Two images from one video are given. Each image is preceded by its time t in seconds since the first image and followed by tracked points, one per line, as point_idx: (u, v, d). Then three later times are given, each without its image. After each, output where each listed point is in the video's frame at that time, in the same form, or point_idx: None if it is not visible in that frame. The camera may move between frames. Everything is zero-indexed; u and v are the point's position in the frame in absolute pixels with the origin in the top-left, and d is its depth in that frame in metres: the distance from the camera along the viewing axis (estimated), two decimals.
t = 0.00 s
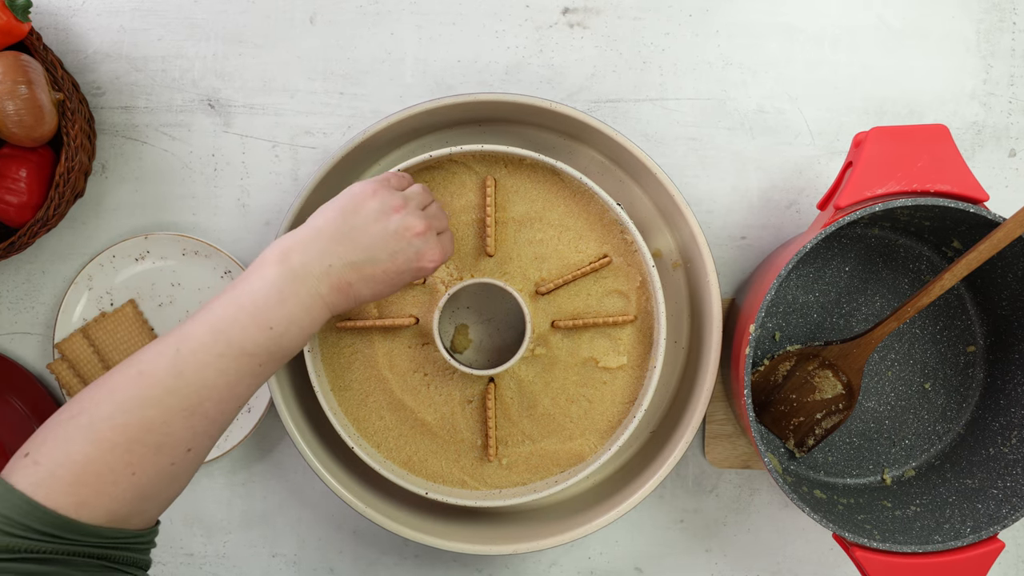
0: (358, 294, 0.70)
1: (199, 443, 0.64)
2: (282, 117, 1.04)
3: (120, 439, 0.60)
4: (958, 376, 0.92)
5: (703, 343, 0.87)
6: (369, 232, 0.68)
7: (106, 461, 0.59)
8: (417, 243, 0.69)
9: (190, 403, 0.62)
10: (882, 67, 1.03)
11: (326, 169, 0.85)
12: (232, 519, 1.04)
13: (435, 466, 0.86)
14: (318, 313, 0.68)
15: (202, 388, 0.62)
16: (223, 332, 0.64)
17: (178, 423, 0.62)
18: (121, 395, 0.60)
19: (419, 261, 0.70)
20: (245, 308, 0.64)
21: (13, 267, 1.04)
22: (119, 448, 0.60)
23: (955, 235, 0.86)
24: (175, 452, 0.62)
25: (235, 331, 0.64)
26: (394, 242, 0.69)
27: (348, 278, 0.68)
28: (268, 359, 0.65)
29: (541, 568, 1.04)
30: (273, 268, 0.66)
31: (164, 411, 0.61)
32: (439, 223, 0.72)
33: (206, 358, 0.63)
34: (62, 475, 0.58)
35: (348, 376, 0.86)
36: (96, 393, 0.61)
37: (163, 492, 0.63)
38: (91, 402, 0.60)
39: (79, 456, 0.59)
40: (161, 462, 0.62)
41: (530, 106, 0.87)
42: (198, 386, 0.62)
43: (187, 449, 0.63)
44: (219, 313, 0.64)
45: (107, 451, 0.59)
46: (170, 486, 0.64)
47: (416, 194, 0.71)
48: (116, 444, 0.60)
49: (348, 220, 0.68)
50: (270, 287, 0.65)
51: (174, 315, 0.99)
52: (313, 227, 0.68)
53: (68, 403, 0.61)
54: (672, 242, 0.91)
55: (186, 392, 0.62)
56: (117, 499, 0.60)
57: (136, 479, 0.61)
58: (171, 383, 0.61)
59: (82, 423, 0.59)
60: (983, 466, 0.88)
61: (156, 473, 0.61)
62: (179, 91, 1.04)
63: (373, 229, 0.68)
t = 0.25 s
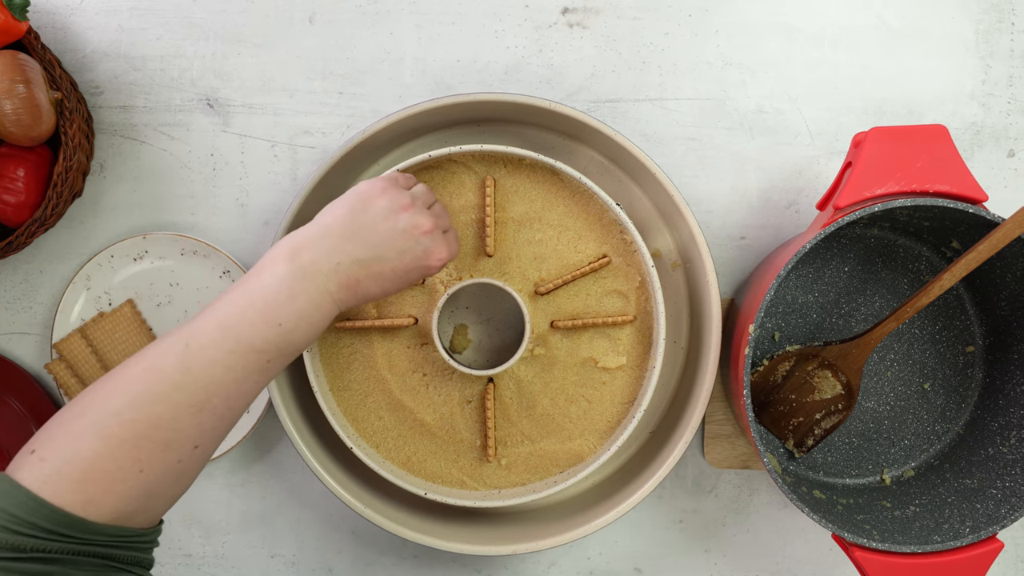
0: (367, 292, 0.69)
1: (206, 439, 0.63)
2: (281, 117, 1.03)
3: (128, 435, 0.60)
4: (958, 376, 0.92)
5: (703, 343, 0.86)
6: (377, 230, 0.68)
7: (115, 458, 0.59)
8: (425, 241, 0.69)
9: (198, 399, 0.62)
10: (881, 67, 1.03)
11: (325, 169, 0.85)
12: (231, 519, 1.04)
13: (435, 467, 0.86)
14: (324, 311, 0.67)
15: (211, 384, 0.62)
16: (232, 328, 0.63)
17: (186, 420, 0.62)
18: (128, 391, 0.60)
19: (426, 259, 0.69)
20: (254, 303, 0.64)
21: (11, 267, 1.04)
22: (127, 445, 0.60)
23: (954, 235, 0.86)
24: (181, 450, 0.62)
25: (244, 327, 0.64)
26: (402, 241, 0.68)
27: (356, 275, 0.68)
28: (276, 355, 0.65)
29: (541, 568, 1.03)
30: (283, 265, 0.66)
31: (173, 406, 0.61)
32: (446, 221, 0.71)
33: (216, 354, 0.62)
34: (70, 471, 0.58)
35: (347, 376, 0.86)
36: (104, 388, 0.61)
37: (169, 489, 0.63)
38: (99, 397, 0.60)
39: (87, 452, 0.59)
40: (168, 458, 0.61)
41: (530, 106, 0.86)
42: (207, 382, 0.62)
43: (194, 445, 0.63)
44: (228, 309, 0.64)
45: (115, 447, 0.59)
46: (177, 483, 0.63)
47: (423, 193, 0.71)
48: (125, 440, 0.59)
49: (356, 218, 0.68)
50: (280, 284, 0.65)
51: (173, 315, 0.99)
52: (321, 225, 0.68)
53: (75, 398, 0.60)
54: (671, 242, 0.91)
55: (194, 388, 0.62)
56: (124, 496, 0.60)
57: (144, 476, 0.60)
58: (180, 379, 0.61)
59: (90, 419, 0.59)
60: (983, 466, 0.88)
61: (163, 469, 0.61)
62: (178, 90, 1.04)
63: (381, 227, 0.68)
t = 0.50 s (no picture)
0: (361, 292, 0.69)
1: (204, 441, 0.63)
2: (281, 117, 1.03)
3: (125, 437, 0.59)
4: (958, 377, 0.92)
5: (703, 343, 0.86)
6: (371, 230, 0.68)
7: (113, 460, 0.59)
8: (419, 240, 0.69)
9: (194, 401, 0.62)
10: (882, 68, 1.03)
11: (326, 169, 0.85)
12: (231, 520, 1.04)
13: (435, 467, 0.86)
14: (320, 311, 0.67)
15: (208, 386, 0.62)
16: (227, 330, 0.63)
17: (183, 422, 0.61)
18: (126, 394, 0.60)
19: (420, 259, 0.69)
20: (249, 305, 0.64)
21: (12, 268, 1.04)
22: (125, 447, 0.59)
23: (955, 235, 0.86)
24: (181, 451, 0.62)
25: (240, 328, 0.63)
26: (396, 240, 0.68)
27: (351, 275, 0.68)
28: (272, 357, 0.65)
29: (541, 569, 1.04)
30: (277, 266, 0.65)
31: (170, 408, 0.61)
32: (439, 221, 0.71)
33: (212, 356, 0.62)
34: (68, 473, 0.58)
35: (348, 377, 0.86)
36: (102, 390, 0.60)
37: (168, 491, 0.63)
38: (97, 399, 0.60)
39: (86, 454, 0.58)
40: (166, 460, 0.61)
41: (530, 106, 0.86)
42: (203, 384, 0.62)
43: (191, 447, 0.62)
44: (224, 311, 0.63)
45: (113, 449, 0.59)
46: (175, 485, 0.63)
47: (416, 193, 0.71)
48: (122, 442, 0.59)
49: (350, 218, 0.68)
50: (274, 285, 0.65)
51: (173, 316, 0.99)
52: (315, 226, 0.68)
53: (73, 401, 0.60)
54: (672, 242, 0.91)
55: (191, 390, 0.61)
56: (122, 498, 0.60)
57: (141, 478, 0.60)
58: (176, 381, 0.61)
59: (87, 421, 0.59)
60: (983, 466, 0.88)
61: (161, 471, 0.61)
62: (178, 91, 1.04)
63: (375, 227, 0.68)
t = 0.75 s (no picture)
0: (356, 296, 0.69)
1: (196, 448, 0.64)
2: (281, 118, 1.03)
3: (118, 444, 0.59)
4: (958, 377, 0.92)
5: (703, 343, 0.86)
6: (365, 233, 0.68)
7: (105, 466, 0.59)
8: (413, 245, 0.69)
9: (187, 407, 0.62)
10: (882, 68, 1.03)
11: (326, 169, 0.85)
12: (231, 520, 1.04)
13: (435, 467, 0.86)
14: (315, 316, 0.67)
15: (201, 392, 0.62)
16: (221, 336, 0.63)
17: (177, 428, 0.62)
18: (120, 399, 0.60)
19: (415, 263, 0.69)
20: (242, 311, 0.64)
21: (12, 268, 1.04)
22: (117, 453, 0.59)
23: (955, 235, 0.86)
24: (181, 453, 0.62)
25: (233, 334, 0.64)
26: (390, 244, 0.68)
27: (345, 280, 0.68)
28: (265, 362, 0.65)
29: (541, 569, 1.04)
30: (271, 271, 0.66)
31: (161, 415, 0.61)
32: (435, 225, 0.72)
33: (205, 362, 0.62)
34: (59, 480, 0.58)
35: (348, 377, 0.86)
36: (98, 395, 0.61)
37: (160, 497, 0.63)
38: (91, 404, 0.60)
39: (77, 461, 0.58)
40: (158, 467, 0.61)
41: (530, 106, 0.86)
42: (196, 391, 0.62)
43: (183, 453, 0.63)
44: (217, 317, 0.64)
45: (105, 456, 0.59)
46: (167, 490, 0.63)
47: (412, 196, 0.71)
48: (114, 449, 0.59)
49: (345, 222, 0.68)
50: (268, 291, 0.65)
51: (173, 316, 0.99)
52: (310, 230, 0.68)
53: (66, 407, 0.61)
54: (672, 242, 0.91)
55: (184, 397, 0.62)
56: (114, 505, 0.60)
57: (134, 485, 0.60)
58: (169, 388, 0.61)
59: (81, 426, 0.59)
60: (983, 466, 0.87)
61: (153, 478, 0.61)
62: (178, 91, 1.04)
63: (369, 230, 0.68)
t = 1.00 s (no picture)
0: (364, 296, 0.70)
1: (205, 446, 0.63)
2: (279, 118, 1.04)
3: (128, 442, 0.60)
4: (956, 377, 0.92)
5: (701, 343, 0.86)
6: (372, 233, 0.68)
7: (114, 465, 0.59)
8: (419, 244, 0.69)
9: (196, 406, 0.62)
10: (880, 68, 1.03)
11: (324, 169, 0.85)
12: (229, 519, 1.04)
13: (434, 467, 0.86)
14: (320, 316, 0.67)
15: (210, 391, 0.62)
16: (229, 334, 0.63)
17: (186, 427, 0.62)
18: (129, 398, 0.60)
19: (420, 263, 0.70)
20: (250, 310, 0.64)
21: (11, 268, 1.04)
22: (127, 452, 0.60)
23: (953, 235, 0.86)
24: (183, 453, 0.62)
25: (242, 333, 0.64)
26: (396, 243, 0.69)
27: (352, 279, 0.68)
28: (274, 361, 0.65)
29: (540, 568, 1.04)
30: (279, 271, 0.66)
31: (171, 413, 0.61)
32: (439, 224, 0.72)
33: (213, 361, 0.62)
34: (70, 479, 0.58)
35: (346, 377, 0.86)
36: (107, 394, 0.61)
37: (169, 496, 0.63)
38: (101, 403, 0.60)
39: (87, 459, 0.59)
40: (167, 465, 0.61)
41: (528, 107, 0.87)
42: (205, 389, 0.62)
43: (193, 452, 0.63)
44: (225, 316, 0.64)
45: (115, 455, 0.59)
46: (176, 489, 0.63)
47: (417, 196, 0.72)
48: (123, 447, 0.59)
49: (351, 222, 0.68)
50: (275, 290, 0.65)
51: (171, 316, 0.99)
52: (316, 230, 0.68)
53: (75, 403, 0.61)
54: (670, 242, 0.91)
55: (193, 395, 0.62)
56: (124, 503, 0.60)
57: (143, 483, 0.60)
58: (178, 387, 0.61)
59: (90, 426, 0.59)
60: (981, 466, 0.88)
61: (163, 476, 0.61)
62: (177, 91, 1.04)
63: (376, 230, 0.68)
